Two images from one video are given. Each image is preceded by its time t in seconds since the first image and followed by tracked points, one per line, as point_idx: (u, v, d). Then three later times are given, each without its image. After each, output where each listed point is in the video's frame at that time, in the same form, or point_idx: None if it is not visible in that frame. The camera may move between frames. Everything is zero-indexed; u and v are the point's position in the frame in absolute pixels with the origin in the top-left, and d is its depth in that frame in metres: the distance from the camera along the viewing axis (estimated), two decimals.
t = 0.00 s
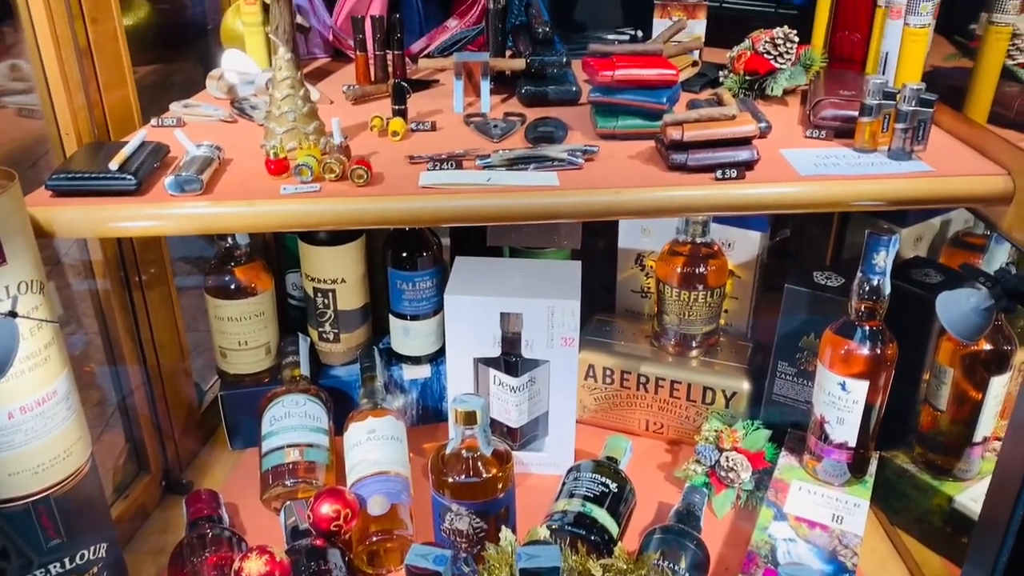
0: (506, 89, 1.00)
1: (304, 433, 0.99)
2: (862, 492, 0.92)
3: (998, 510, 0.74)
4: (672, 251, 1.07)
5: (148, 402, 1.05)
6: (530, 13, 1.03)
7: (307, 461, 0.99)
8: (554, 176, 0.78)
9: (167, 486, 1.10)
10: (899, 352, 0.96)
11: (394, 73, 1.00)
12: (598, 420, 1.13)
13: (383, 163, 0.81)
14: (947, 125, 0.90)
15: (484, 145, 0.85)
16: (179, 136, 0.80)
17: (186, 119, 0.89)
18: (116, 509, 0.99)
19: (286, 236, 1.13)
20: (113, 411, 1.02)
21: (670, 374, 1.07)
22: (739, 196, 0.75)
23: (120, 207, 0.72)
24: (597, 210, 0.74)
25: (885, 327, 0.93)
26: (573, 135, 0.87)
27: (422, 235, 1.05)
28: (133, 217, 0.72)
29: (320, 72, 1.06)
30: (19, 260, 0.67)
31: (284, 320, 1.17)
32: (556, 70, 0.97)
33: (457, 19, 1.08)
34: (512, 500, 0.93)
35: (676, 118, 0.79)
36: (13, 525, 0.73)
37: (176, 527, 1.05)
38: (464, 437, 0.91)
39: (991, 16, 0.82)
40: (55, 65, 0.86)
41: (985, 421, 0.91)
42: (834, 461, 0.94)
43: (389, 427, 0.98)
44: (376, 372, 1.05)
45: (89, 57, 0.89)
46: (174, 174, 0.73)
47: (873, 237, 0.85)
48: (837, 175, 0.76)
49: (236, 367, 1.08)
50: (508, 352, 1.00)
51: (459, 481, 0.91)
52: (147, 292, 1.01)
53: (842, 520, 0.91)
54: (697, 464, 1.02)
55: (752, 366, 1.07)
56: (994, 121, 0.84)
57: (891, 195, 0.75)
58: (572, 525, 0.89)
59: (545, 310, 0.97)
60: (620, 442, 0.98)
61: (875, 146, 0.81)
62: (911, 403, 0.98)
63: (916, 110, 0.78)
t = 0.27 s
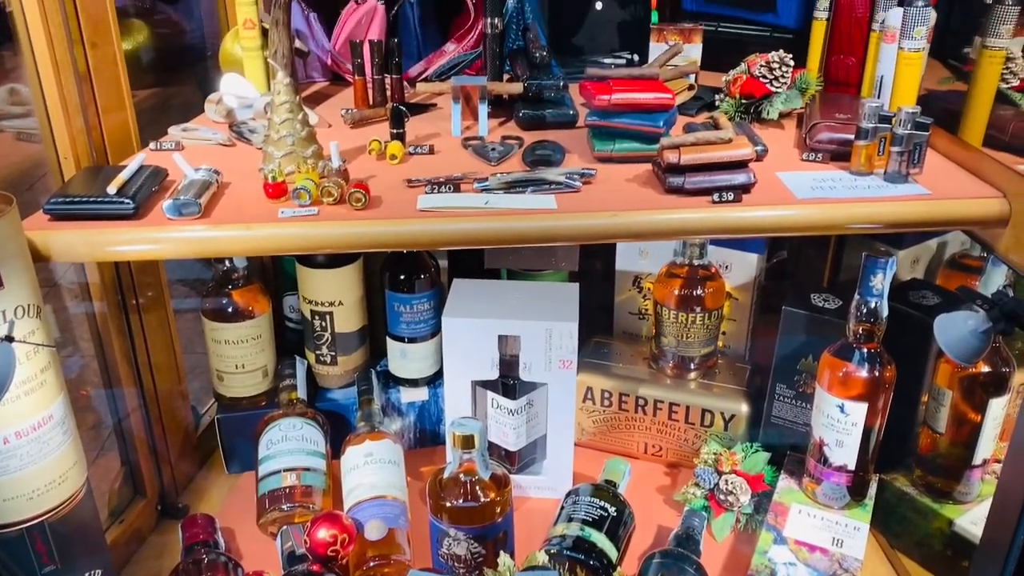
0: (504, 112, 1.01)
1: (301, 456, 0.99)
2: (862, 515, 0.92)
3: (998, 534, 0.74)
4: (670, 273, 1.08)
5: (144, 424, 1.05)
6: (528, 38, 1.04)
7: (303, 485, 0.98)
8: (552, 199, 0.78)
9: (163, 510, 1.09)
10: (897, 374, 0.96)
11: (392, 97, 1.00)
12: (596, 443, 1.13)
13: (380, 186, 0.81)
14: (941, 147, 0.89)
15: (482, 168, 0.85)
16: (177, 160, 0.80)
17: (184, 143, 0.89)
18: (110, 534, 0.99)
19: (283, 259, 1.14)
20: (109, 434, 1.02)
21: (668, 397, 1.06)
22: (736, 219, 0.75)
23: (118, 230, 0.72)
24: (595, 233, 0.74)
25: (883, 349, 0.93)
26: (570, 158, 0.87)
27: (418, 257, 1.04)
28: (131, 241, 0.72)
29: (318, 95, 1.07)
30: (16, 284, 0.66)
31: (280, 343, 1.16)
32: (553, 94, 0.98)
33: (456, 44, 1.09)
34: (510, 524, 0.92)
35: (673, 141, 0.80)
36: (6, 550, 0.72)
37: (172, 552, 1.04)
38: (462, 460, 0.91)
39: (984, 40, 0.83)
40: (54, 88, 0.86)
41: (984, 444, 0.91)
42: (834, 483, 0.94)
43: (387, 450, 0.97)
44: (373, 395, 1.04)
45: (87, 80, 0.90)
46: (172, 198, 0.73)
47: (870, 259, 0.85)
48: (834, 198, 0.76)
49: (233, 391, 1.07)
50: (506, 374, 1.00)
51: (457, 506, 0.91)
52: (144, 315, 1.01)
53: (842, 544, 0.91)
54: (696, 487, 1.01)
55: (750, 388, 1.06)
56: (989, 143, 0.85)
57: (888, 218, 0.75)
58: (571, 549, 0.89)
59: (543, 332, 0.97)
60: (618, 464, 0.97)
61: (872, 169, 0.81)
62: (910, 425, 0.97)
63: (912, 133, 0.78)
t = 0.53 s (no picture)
0: (502, 138, 1.01)
1: (297, 483, 0.98)
2: (862, 542, 0.92)
3: (999, 562, 0.74)
4: (668, 298, 1.09)
5: (140, 450, 1.04)
6: (526, 65, 1.05)
7: (300, 512, 0.97)
8: (551, 226, 0.78)
9: (158, 538, 1.08)
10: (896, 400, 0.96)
11: (391, 123, 1.01)
12: (595, 469, 1.12)
13: (379, 212, 0.81)
14: (938, 173, 0.89)
15: (480, 194, 0.85)
16: (176, 187, 0.80)
17: (183, 170, 0.89)
18: (105, 562, 0.98)
19: (282, 284, 1.14)
20: (104, 459, 1.01)
21: (667, 423, 1.06)
22: (734, 245, 0.75)
23: (116, 257, 0.72)
24: (593, 259, 0.74)
25: (882, 375, 0.93)
26: (568, 185, 0.87)
27: (417, 282, 1.05)
28: (130, 267, 0.72)
29: (317, 122, 1.08)
30: (13, 311, 0.66)
31: (278, 368, 1.16)
32: (551, 120, 0.98)
33: (455, 71, 1.10)
34: (508, 552, 0.91)
35: (670, 168, 0.80)
36: None
37: None
38: (460, 487, 0.90)
39: (980, 68, 0.84)
40: (54, 114, 0.86)
41: (984, 470, 0.91)
42: (834, 510, 0.93)
43: (384, 477, 0.97)
44: (370, 421, 1.04)
45: (87, 107, 0.90)
46: (171, 225, 0.74)
47: (868, 285, 0.85)
48: (831, 225, 0.77)
49: (230, 417, 1.07)
50: (504, 400, 1.00)
51: (455, 534, 0.90)
52: (141, 340, 1.01)
53: (842, 572, 0.90)
54: (695, 514, 1.00)
55: (749, 414, 1.06)
56: (985, 169, 0.84)
57: (886, 244, 0.75)
58: None
59: (541, 358, 0.97)
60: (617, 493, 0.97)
61: (868, 196, 0.81)
62: (910, 451, 0.97)
63: (908, 161, 0.78)
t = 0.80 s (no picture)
0: (501, 166, 1.02)
1: (294, 511, 0.98)
2: (863, 572, 0.92)
3: None
4: (667, 325, 1.08)
5: (136, 476, 1.04)
6: (525, 93, 1.05)
7: (297, 541, 0.96)
8: (550, 254, 0.78)
9: (153, 565, 1.08)
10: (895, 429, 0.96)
11: (391, 150, 1.01)
12: (594, 498, 1.11)
13: (378, 240, 0.81)
14: (936, 203, 0.91)
15: (479, 222, 0.86)
16: (176, 214, 0.80)
17: (183, 197, 0.90)
18: None
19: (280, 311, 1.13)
20: (100, 485, 1.00)
21: (667, 450, 1.05)
22: (733, 274, 0.75)
23: (116, 284, 0.72)
24: (592, 288, 0.74)
25: (881, 404, 0.93)
26: (567, 213, 0.88)
27: (416, 309, 1.05)
28: (129, 294, 0.72)
29: (317, 149, 1.08)
30: (11, 339, 0.66)
31: (275, 395, 1.15)
32: (550, 148, 0.98)
33: (454, 99, 1.11)
34: None
35: (669, 197, 0.80)
36: None
37: None
38: (457, 517, 0.89)
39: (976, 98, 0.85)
40: (55, 141, 0.87)
41: (985, 498, 0.90)
42: (833, 540, 0.93)
43: (381, 505, 0.96)
44: (368, 448, 1.03)
45: (88, 134, 0.91)
46: (170, 252, 0.74)
47: (867, 313, 0.86)
48: (830, 253, 0.77)
49: (227, 444, 1.06)
50: (503, 428, 0.99)
51: (451, 564, 0.89)
52: (138, 367, 1.01)
53: None
54: (695, 543, 0.99)
55: (749, 442, 1.05)
56: (982, 199, 0.84)
57: (884, 273, 0.75)
58: None
59: (540, 385, 0.96)
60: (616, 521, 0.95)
61: (866, 225, 0.82)
62: (911, 479, 0.97)
63: (906, 190, 0.79)
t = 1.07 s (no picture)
0: (501, 191, 1.02)
1: (293, 537, 0.97)
2: None
3: None
4: (667, 349, 1.08)
5: (133, 500, 1.03)
6: (525, 118, 1.07)
7: (296, 567, 0.95)
8: (550, 279, 0.78)
9: None
10: (897, 455, 0.95)
11: (392, 175, 1.02)
12: (595, 524, 1.10)
13: (379, 265, 0.81)
14: (936, 229, 0.91)
15: (479, 247, 0.86)
16: (177, 240, 0.80)
17: (184, 222, 0.90)
18: None
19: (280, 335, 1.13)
20: (98, 509, 1.00)
21: (668, 476, 1.05)
22: (733, 299, 0.75)
23: (116, 309, 0.72)
24: (592, 313, 0.74)
25: (883, 429, 0.92)
26: (567, 238, 0.88)
27: (416, 333, 1.04)
28: (129, 320, 0.72)
29: (318, 173, 1.09)
30: (11, 366, 0.66)
31: (275, 419, 1.15)
32: (551, 173, 0.98)
33: (455, 124, 1.11)
34: None
35: (669, 222, 0.80)
36: None
37: None
38: (457, 544, 0.90)
39: (975, 124, 0.85)
40: (57, 166, 0.87)
41: (988, 525, 0.89)
42: (836, 567, 0.93)
43: (380, 531, 0.95)
44: (367, 473, 1.03)
45: (90, 158, 0.91)
46: (171, 278, 0.74)
47: (868, 339, 0.86)
48: (830, 279, 0.77)
49: (226, 468, 1.06)
50: (502, 453, 0.99)
51: None
52: (137, 392, 1.01)
53: None
54: (697, 570, 0.97)
55: (750, 467, 1.05)
56: (982, 225, 0.84)
57: (884, 299, 0.75)
58: None
59: (541, 410, 0.96)
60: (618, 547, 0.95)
61: (866, 250, 0.82)
62: (913, 505, 0.96)
63: (906, 217, 0.79)
